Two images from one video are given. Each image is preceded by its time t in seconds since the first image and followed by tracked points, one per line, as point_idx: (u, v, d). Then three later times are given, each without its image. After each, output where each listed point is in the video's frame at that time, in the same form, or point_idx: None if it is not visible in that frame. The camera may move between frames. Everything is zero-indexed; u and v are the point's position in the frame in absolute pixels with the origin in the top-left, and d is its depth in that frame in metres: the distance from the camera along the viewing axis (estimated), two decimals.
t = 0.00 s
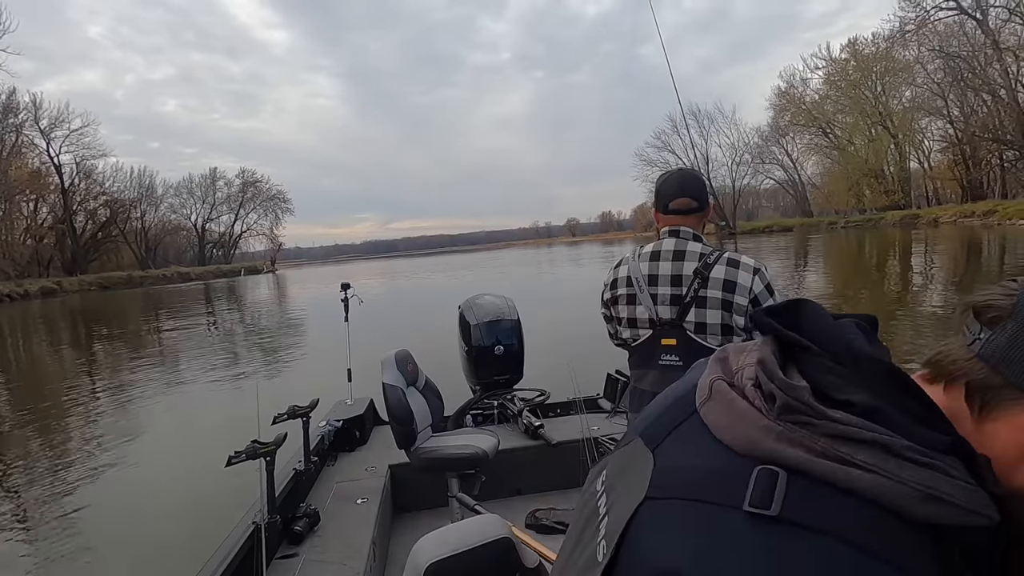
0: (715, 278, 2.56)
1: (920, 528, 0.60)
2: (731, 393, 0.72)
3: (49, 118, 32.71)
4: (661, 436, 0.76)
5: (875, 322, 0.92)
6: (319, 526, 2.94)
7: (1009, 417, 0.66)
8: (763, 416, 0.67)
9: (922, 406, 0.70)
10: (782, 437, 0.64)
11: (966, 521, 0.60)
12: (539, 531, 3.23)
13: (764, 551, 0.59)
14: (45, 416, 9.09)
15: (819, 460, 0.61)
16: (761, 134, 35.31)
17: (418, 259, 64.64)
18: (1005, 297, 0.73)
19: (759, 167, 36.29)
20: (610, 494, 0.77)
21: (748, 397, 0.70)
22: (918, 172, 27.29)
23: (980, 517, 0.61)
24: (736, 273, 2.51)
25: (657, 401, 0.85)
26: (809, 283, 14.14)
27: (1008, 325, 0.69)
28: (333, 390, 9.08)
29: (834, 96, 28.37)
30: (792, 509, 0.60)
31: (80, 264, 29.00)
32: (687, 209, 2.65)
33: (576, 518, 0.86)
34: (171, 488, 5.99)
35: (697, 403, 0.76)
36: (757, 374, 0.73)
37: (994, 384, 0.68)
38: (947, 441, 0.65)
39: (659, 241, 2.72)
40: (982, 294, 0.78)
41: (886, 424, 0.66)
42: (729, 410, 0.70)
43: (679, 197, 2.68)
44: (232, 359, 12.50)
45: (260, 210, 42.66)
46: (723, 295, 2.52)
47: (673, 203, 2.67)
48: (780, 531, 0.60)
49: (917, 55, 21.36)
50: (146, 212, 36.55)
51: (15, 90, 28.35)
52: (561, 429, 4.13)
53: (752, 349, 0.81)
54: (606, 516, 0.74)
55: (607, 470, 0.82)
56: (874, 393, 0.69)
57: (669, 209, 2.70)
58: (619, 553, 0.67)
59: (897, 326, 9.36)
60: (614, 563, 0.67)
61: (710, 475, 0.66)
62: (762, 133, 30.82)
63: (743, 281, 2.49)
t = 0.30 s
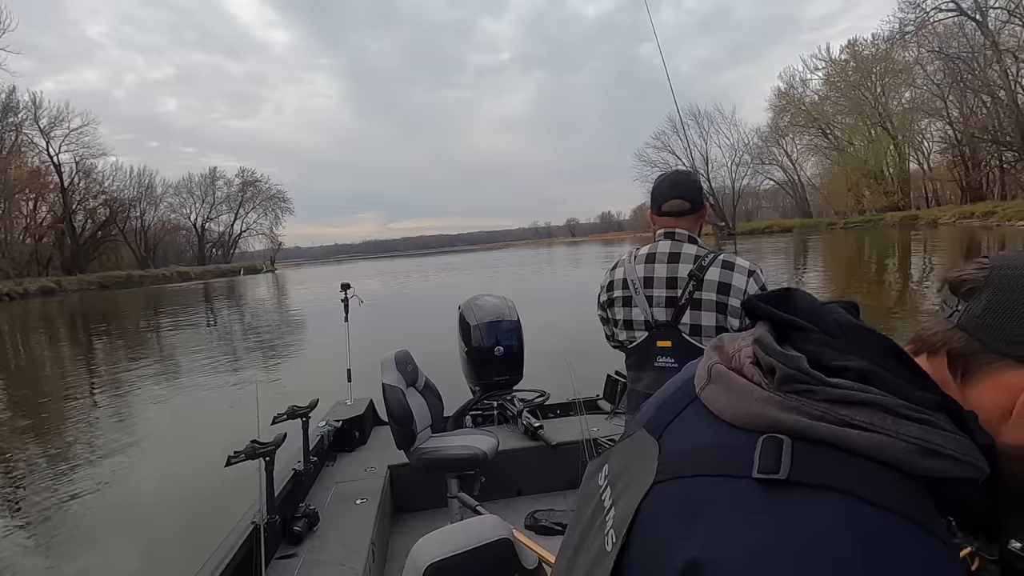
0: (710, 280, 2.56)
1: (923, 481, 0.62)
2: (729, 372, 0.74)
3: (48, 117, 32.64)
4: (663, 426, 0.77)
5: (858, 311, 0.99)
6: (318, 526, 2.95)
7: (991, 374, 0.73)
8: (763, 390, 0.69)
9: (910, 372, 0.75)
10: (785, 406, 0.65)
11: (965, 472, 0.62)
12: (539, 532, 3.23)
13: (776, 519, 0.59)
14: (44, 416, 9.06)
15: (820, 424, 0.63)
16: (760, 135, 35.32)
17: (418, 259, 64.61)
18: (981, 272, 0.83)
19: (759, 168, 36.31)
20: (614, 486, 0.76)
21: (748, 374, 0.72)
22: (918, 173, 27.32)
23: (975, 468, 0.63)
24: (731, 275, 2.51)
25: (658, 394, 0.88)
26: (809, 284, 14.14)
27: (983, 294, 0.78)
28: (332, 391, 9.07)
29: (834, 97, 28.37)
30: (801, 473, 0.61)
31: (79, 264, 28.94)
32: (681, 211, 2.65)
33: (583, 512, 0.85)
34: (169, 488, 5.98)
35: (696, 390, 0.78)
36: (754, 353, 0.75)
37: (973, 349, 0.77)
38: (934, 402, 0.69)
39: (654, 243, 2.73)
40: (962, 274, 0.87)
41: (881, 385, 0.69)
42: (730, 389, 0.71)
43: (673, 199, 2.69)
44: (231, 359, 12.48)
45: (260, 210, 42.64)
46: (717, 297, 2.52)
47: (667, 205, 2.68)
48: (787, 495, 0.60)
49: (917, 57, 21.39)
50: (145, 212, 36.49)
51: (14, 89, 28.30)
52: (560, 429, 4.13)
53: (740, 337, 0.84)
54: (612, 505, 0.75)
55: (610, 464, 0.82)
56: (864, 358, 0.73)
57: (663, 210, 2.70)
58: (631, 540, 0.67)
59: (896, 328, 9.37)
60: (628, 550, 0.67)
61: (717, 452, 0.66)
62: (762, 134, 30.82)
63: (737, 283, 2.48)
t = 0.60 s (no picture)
0: (702, 283, 2.55)
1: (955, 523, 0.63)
2: (754, 397, 0.72)
3: (47, 118, 32.64)
4: (680, 446, 0.76)
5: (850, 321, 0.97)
6: (318, 526, 2.96)
7: (986, 402, 0.73)
8: (800, 422, 0.67)
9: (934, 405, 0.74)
10: (828, 443, 0.64)
11: (993, 509, 0.63)
12: (538, 532, 3.23)
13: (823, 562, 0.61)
14: (44, 416, 9.08)
15: (865, 465, 0.63)
16: (759, 133, 35.31)
17: (418, 259, 64.66)
18: (966, 297, 0.79)
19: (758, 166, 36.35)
20: (625, 509, 0.79)
21: (780, 404, 0.71)
22: (917, 170, 27.34)
23: (995, 502, 0.63)
24: (723, 278, 2.50)
25: (654, 402, 0.90)
26: (807, 282, 14.16)
27: (971, 323, 0.77)
28: (333, 390, 9.07)
29: (833, 94, 28.37)
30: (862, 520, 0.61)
31: (79, 264, 28.94)
32: (673, 213, 2.65)
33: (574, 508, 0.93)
34: (169, 488, 5.99)
35: (713, 409, 0.76)
36: (788, 380, 0.73)
37: (967, 376, 0.75)
38: (963, 439, 0.69)
39: (647, 245, 2.72)
40: (946, 294, 0.83)
41: (916, 424, 0.69)
42: (761, 418, 0.70)
43: (665, 202, 2.69)
44: (231, 359, 12.49)
45: (260, 210, 42.65)
46: (710, 299, 2.51)
47: (660, 208, 2.68)
48: (841, 539, 0.62)
49: (915, 54, 21.38)
50: (145, 212, 36.50)
51: (13, 90, 28.28)
52: (559, 430, 4.13)
53: (772, 355, 0.80)
54: (621, 530, 0.77)
55: (616, 480, 0.83)
56: (902, 397, 0.72)
57: (656, 213, 2.70)
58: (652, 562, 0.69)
59: (895, 326, 9.39)
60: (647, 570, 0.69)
61: (747, 484, 0.67)
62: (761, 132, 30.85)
63: (730, 285, 2.47)
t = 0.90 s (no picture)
0: (700, 283, 2.54)
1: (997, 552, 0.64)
2: (806, 417, 0.75)
3: (46, 118, 32.59)
4: (729, 457, 0.77)
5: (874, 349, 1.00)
6: (318, 526, 2.96)
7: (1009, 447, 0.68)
8: (856, 445, 0.69)
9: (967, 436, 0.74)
10: (883, 465, 0.66)
11: None
12: (538, 532, 3.24)
13: None
14: (43, 416, 9.11)
15: (918, 492, 0.64)
16: (758, 132, 35.31)
17: (417, 258, 64.63)
18: (985, 341, 0.74)
19: (757, 165, 36.38)
20: (662, 520, 0.79)
21: (838, 426, 0.73)
22: (916, 169, 27.37)
23: None
24: (721, 278, 2.49)
25: (680, 412, 0.95)
26: (807, 281, 14.17)
27: (990, 367, 0.72)
28: (334, 391, 9.08)
29: (832, 93, 28.33)
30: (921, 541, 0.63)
31: (78, 264, 28.90)
32: (671, 214, 2.66)
33: (591, 513, 0.95)
34: (168, 488, 6.01)
35: (760, 425, 0.79)
36: (843, 401, 0.77)
37: (987, 417, 0.71)
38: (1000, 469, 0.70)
39: (646, 246, 2.72)
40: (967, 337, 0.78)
41: (963, 455, 0.71)
42: (813, 437, 0.71)
43: (664, 202, 2.69)
44: (231, 358, 12.51)
45: (259, 210, 42.62)
46: (707, 300, 2.50)
47: (658, 208, 2.68)
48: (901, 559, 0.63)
49: (914, 53, 21.39)
50: (144, 212, 36.47)
51: (11, 90, 28.25)
52: (559, 430, 4.13)
53: (819, 380, 0.84)
54: (658, 544, 0.77)
55: (648, 489, 0.84)
56: (949, 429, 0.73)
57: (654, 214, 2.71)
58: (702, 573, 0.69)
59: (895, 325, 9.40)
60: None
61: (806, 502, 0.67)
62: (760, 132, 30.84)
63: (727, 285, 2.47)
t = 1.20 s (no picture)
0: (702, 282, 2.55)
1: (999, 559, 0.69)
2: (835, 428, 0.77)
3: (46, 117, 32.54)
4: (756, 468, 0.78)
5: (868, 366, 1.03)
6: (318, 526, 2.95)
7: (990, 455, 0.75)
8: (877, 453, 0.73)
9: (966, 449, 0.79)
10: (904, 476, 0.70)
11: None
12: (538, 532, 3.23)
13: None
14: (41, 416, 9.10)
15: (936, 499, 0.69)
16: (757, 134, 35.37)
17: (417, 258, 64.62)
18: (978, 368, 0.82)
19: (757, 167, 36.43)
20: (693, 525, 0.80)
21: (859, 436, 0.76)
22: (915, 171, 27.42)
23: None
24: (724, 277, 2.49)
25: (689, 424, 0.95)
26: (806, 283, 14.18)
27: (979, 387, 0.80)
28: (333, 391, 9.08)
29: (832, 95, 28.37)
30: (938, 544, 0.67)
31: (77, 263, 28.86)
32: (673, 213, 2.66)
33: (603, 517, 0.94)
34: (168, 488, 6.01)
35: (783, 435, 0.80)
36: (864, 416, 0.81)
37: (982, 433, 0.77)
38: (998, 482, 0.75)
39: (648, 245, 2.72)
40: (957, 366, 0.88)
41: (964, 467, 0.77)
42: (839, 447, 0.74)
43: (665, 202, 2.70)
44: (231, 358, 12.51)
45: (259, 209, 42.59)
46: (709, 299, 2.51)
47: (660, 208, 2.68)
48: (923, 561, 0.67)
49: (914, 56, 21.43)
50: (144, 211, 36.44)
51: (10, 88, 28.23)
52: (559, 430, 4.13)
53: (837, 395, 0.87)
54: (690, 548, 0.78)
55: (672, 493, 0.85)
56: (954, 441, 0.78)
57: (656, 213, 2.71)
58: None
59: (895, 327, 9.41)
60: None
61: (838, 508, 0.70)
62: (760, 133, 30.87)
63: (730, 286, 2.47)
